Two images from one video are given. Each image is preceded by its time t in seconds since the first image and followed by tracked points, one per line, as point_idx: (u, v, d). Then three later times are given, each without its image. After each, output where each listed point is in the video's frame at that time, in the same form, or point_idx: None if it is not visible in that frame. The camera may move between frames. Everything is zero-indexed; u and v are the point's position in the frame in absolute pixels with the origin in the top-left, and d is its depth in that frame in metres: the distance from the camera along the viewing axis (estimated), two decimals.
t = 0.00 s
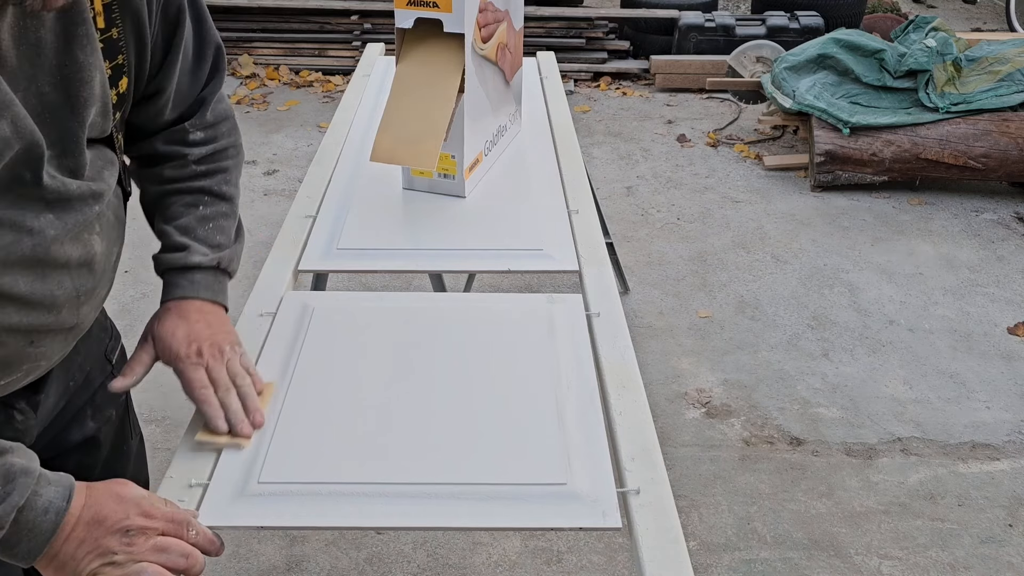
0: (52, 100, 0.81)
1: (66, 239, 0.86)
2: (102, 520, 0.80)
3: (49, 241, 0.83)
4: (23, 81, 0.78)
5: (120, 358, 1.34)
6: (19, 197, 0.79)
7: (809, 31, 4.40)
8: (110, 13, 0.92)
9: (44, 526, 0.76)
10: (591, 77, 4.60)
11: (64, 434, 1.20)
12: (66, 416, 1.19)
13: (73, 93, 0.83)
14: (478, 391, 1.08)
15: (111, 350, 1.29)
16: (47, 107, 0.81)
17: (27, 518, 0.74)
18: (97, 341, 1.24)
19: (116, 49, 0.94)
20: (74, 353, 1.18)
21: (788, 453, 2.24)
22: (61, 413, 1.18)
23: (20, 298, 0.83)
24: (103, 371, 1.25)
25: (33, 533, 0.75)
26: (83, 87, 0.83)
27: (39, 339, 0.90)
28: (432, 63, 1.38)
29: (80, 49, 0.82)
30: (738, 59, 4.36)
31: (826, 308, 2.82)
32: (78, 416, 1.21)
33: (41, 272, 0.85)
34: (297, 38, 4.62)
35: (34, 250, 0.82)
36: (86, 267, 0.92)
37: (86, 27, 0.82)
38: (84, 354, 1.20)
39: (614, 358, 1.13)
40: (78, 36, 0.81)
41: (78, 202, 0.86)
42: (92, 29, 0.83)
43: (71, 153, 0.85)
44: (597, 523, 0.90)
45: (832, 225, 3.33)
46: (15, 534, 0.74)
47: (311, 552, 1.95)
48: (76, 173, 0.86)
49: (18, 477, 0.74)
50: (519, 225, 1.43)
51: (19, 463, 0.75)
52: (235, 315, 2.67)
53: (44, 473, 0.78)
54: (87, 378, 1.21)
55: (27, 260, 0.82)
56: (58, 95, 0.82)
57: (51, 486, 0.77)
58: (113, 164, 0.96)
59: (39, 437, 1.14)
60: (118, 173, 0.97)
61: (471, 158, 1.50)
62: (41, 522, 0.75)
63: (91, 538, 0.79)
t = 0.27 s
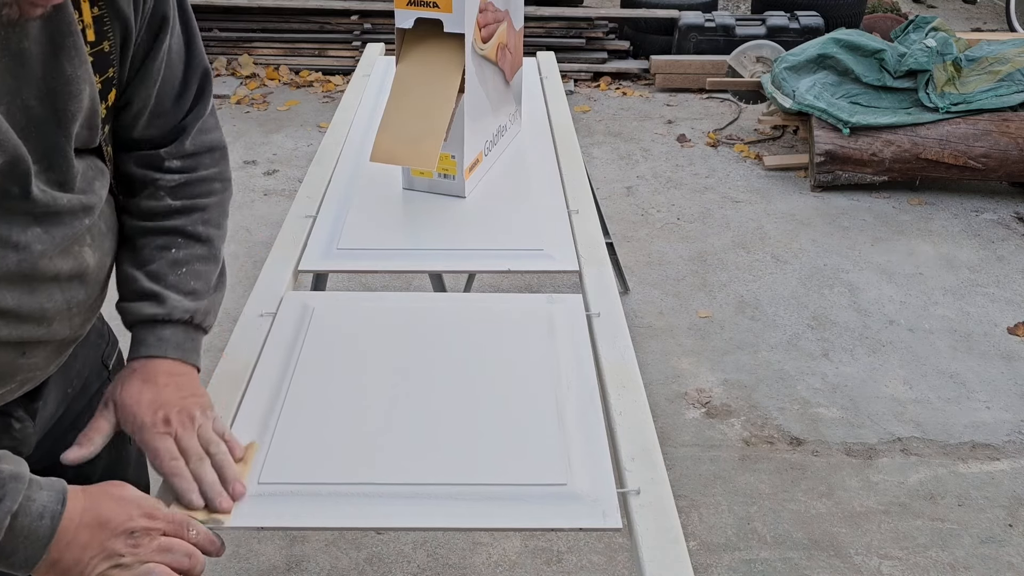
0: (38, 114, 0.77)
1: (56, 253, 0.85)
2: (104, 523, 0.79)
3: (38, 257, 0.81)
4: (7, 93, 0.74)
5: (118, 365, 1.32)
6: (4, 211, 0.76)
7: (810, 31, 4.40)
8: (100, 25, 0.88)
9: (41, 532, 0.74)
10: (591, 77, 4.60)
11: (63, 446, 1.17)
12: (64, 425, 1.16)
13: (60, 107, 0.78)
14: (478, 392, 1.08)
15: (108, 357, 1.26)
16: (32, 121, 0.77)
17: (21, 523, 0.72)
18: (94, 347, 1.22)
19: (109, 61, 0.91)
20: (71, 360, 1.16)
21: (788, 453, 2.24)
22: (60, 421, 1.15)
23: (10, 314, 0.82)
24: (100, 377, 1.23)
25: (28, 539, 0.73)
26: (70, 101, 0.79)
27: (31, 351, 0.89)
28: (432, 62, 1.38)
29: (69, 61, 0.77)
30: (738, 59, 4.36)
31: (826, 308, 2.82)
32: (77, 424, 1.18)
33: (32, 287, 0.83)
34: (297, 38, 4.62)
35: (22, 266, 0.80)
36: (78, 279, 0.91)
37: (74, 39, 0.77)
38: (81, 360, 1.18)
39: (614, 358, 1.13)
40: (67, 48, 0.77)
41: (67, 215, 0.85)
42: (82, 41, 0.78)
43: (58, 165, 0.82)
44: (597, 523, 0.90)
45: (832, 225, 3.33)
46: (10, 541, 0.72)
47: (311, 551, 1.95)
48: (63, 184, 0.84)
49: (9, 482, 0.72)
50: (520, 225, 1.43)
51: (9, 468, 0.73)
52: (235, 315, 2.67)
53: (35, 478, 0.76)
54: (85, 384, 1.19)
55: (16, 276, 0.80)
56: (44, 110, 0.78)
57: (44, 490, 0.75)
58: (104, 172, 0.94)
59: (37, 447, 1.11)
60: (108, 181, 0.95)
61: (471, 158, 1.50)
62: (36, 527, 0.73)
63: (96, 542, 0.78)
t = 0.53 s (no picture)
0: (29, 118, 0.76)
1: (44, 264, 0.82)
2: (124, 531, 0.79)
3: (25, 269, 0.78)
4: None
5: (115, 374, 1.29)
6: None
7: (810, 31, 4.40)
8: (89, 18, 0.88)
9: (54, 541, 0.74)
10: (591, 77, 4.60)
11: (56, 456, 1.14)
12: (58, 435, 1.14)
13: (51, 111, 0.77)
14: (478, 391, 1.08)
15: (105, 367, 1.24)
16: (22, 125, 0.76)
17: (34, 535, 0.72)
18: (90, 356, 1.20)
19: (98, 56, 0.90)
20: (67, 370, 1.13)
21: (788, 453, 2.24)
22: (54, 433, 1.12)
23: None
24: (97, 388, 1.21)
25: (42, 548, 0.73)
26: (61, 103, 0.78)
27: (22, 366, 0.86)
28: (433, 63, 1.37)
29: (59, 63, 0.76)
30: (738, 59, 4.36)
31: (826, 308, 2.82)
32: (72, 434, 1.16)
33: (19, 300, 0.81)
34: (297, 38, 4.62)
35: (10, 278, 0.78)
36: (70, 290, 0.88)
37: (65, 40, 0.76)
38: (77, 370, 1.15)
39: (614, 358, 1.13)
40: (57, 49, 0.76)
41: (56, 225, 0.82)
42: (73, 41, 0.77)
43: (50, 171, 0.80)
44: (596, 523, 0.90)
45: (832, 225, 3.33)
46: (25, 551, 0.73)
47: (311, 552, 1.95)
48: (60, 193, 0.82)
49: (16, 496, 0.71)
50: (520, 225, 1.43)
51: (17, 480, 0.72)
52: (235, 315, 2.67)
53: (51, 483, 0.76)
54: (81, 396, 1.16)
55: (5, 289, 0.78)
56: (35, 113, 0.77)
57: (56, 498, 0.74)
58: (97, 180, 0.92)
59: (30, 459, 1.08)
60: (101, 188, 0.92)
61: (471, 158, 1.49)
62: (50, 537, 0.73)
63: (115, 550, 0.78)
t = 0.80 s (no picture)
0: (27, 123, 0.77)
1: (50, 268, 0.82)
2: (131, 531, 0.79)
3: (31, 272, 0.78)
4: None
5: (105, 379, 1.27)
6: None
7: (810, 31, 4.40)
8: (85, 26, 0.88)
9: (65, 539, 0.73)
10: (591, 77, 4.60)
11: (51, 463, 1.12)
12: (51, 442, 1.12)
13: (49, 115, 0.77)
14: (478, 391, 1.08)
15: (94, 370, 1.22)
16: (20, 131, 0.76)
17: (46, 533, 0.72)
18: (81, 362, 1.18)
19: (96, 63, 0.91)
20: (59, 377, 1.11)
21: (788, 453, 2.24)
22: (48, 440, 1.11)
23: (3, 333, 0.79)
24: (87, 391, 1.19)
25: (53, 546, 0.73)
26: (59, 108, 0.78)
27: (24, 370, 0.86)
28: (433, 63, 1.37)
29: (57, 67, 0.76)
30: (738, 59, 4.36)
31: (826, 308, 2.82)
32: (65, 440, 1.14)
33: (25, 304, 0.80)
34: (297, 38, 4.62)
35: (16, 282, 0.77)
36: (73, 295, 0.88)
37: (61, 44, 0.76)
38: (68, 377, 1.14)
39: (614, 359, 1.13)
40: (54, 53, 0.76)
41: (62, 229, 0.82)
42: (71, 45, 0.77)
43: (48, 176, 0.80)
44: (596, 523, 0.90)
45: (832, 225, 3.33)
46: (37, 548, 0.73)
47: (311, 552, 1.95)
48: (58, 198, 0.82)
49: (29, 493, 0.71)
50: (520, 225, 1.43)
51: (30, 478, 0.72)
52: (235, 315, 2.67)
53: (61, 481, 0.76)
54: (71, 400, 1.14)
55: (11, 293, 0.78)
56: (34, 117, 0.77)
57: (67, 496, 0.74)
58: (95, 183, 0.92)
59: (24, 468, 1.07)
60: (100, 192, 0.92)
61: (471, 158, 1.49)
62: (61, 535, 0.73)
63: (121, 550, 0.78)
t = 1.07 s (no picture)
0: (32, 113, 0.75)
1: (54, 261, 0.81)
2: (133, 531, 0.79)
3: (36, 264, 0.77)
4: None
5: (100, 379, 1.27)
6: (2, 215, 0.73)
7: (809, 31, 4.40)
8: (84, 19, 0.88)
9: (68, 538, 0.73)
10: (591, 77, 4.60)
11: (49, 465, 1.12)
12: (49, 444, 1.12)
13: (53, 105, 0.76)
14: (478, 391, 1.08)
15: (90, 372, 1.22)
16: (25, 121, 0.75)
17: (49, 532, 0.72)
18: (78, 363, 1.18)
19: (92, 56, 0.90)
20: (56, 379, 1.11)
21: (788, 453, 2.24)
22: (46, 443, 1.11)
23: (7, 325, 0.78)
24: (83, 393, 1.19)
25: (55, 545, 0.73)
26: (63, 98, 0.76)
27: (26, 366, 0.84)
28: (433, 62, 1.38)
29: (60, 57, 0.75)
30: (738, 59, 4.36)
31: (826, 308, 2.82)
32: (63, 442, 1.14)
33: (28, 297, 0.80)
34: (297, 38, 4.62)
35: (21, 273, 0.76)
36: (74, 289, 0.87)
37: (64, 34, 0.75)
38: (66, 379, 1.14)
39: (614, 359, 1.13)
40: (58, 43, 0.74)
41: (66, 220, 0.80)
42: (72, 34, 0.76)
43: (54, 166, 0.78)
44: (597, 523, 0.90)
45: (832, 225, 3.33)
46: (38, 548, 0.72)
47: (311, 551, 1.95)
48: (62, 188, 0.80)
49: (35, 492, 0.71)
50: (520, 225, 1.43)
51: (36, 476, 0.72)
52: (234, 315, 2.67)
53: (65, 481, 0.76)
54: (69, 402, 1.14)
55: (17, 285, 0.77)
56: (38, 107, 0.75)
57: (71, 496, 0.74)
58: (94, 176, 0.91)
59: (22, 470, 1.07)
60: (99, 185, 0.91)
61: (471, 158, 1.49)
62: (64, 534, 0.73)
63: (121, 551, 0.78)
